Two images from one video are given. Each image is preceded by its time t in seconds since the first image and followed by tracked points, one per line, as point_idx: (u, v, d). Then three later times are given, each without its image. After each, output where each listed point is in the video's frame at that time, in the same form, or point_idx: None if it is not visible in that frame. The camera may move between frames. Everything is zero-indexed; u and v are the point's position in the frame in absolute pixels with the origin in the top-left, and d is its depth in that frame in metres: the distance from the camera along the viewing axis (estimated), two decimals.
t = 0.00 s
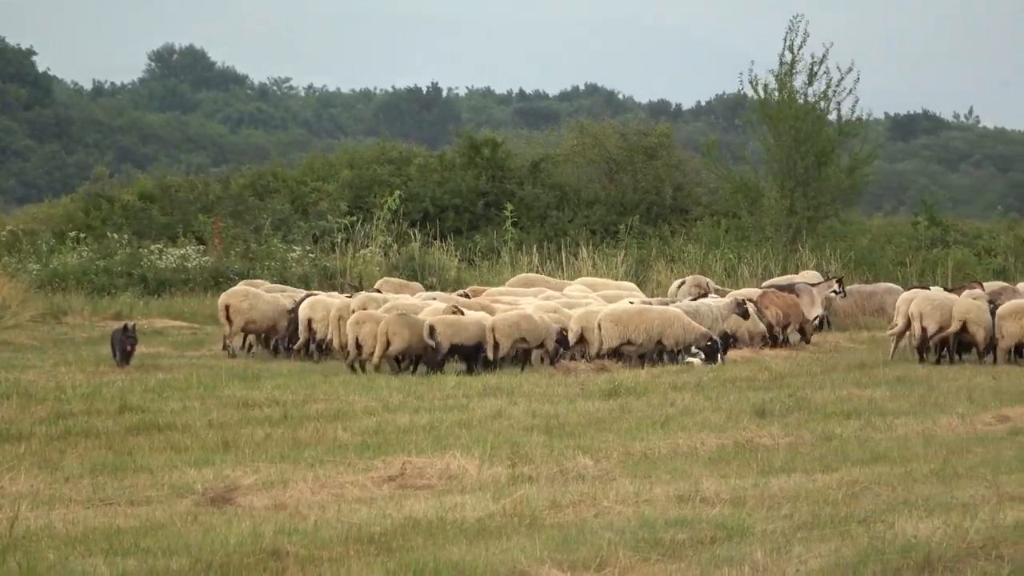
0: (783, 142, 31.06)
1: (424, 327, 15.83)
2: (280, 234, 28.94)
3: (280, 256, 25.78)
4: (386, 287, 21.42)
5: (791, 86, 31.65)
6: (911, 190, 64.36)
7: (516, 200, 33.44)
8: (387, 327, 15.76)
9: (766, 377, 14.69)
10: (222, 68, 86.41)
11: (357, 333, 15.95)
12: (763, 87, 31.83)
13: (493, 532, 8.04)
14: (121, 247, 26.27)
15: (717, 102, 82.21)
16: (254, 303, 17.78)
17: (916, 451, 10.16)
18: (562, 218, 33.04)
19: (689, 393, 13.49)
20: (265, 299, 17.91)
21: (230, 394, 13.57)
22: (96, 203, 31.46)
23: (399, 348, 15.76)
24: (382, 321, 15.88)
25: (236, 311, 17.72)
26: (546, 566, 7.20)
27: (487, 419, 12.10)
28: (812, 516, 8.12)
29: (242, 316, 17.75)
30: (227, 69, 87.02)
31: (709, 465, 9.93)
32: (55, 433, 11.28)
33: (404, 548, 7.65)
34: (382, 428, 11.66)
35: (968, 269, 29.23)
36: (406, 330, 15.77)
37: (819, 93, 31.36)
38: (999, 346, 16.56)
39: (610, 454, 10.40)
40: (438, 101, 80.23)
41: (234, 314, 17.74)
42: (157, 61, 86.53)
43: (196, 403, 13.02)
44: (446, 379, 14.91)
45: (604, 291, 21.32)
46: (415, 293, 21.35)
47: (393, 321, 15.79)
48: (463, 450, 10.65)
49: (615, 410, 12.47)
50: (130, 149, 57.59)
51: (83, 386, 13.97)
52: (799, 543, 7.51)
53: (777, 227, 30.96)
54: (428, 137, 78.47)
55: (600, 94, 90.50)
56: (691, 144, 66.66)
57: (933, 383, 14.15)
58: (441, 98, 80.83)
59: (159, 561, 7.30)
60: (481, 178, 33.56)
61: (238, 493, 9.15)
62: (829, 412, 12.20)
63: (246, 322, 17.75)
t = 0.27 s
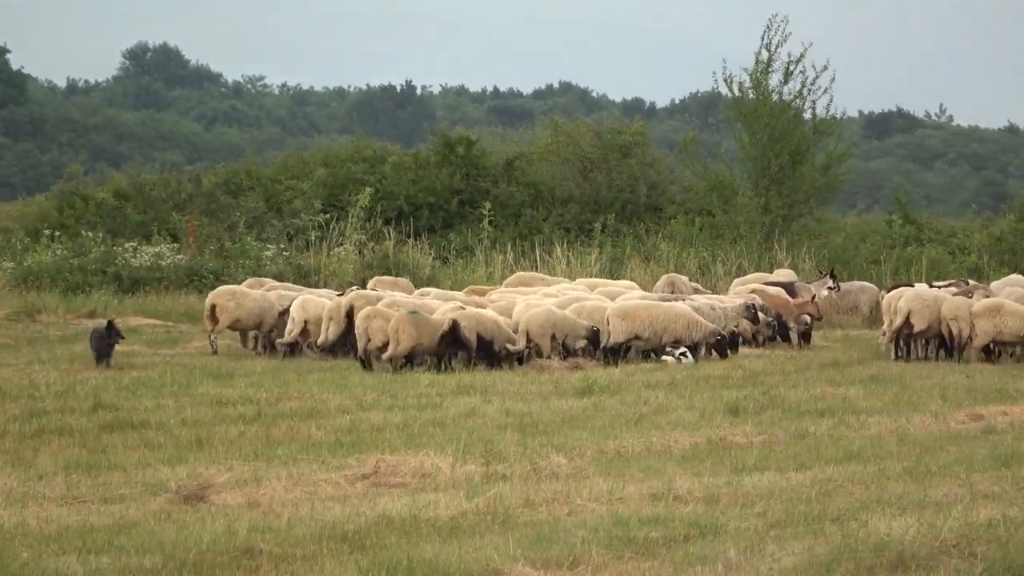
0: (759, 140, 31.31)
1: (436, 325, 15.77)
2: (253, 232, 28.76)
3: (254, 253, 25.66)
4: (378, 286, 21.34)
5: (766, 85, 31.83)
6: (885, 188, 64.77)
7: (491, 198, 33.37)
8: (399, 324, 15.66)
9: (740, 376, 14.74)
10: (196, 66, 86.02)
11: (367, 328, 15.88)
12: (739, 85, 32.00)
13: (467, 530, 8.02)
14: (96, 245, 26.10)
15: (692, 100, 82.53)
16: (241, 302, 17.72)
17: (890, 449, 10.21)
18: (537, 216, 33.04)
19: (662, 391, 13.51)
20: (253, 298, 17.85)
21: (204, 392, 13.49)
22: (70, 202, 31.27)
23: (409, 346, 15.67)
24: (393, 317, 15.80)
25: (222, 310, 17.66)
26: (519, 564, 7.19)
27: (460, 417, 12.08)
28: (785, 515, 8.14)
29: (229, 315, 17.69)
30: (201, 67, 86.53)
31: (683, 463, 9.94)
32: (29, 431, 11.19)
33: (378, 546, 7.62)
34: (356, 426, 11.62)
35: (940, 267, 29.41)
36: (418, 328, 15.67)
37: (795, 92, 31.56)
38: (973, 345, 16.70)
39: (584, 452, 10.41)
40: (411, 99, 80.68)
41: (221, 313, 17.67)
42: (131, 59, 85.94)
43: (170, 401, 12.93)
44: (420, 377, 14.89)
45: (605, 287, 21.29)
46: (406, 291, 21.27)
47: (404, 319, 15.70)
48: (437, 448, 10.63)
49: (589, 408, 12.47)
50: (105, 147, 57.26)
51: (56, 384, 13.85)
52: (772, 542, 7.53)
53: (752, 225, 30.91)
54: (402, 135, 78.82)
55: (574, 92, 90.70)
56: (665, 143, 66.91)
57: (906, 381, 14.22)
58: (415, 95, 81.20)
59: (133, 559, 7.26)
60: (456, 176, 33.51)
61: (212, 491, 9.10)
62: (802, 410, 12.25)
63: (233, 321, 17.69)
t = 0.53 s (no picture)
0: (734, 141, 31.44)
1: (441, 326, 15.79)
2: (227, 233, 28.58)
3: (228, 254, 25.49)
4: (367, 288, 21.28)
5: (741, 86, 31.92)
6: (859, 189, 65.17)
7: (465, 199, 33.34)
8: (400, 325, 15.62)
9: (714, 377, 14.78)
10: (171, 67, 85.59)
11: (370, 330, 15.82)
12: (713, 86, 32.09)
13: (441, 531, 7.99)
14: (70, 245, 25.93)
15: (666, 101, 82.84)
16: (240, 306, 17.47)
17: (864, 450, 10.25)
18: (512, 216, 33.05)
19: (637, 392, 13.53)
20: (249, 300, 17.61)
21: (178, 392, 13.41)
22: (44, 204, 31.23)
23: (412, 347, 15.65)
24: (394, 318, 15.76)
25: (222, 314, 17.35)
26: (494, 565, 7.18)
27: (435, 417, 12.06)
28: (759, 516, 8.16)
29: (229, 319, 17.40)
30: (175, 67, 86.04)
31: (658, 464, 9.96)
32: (3, 432, 11.09)
33: (353, 547, 7.59)
34: (330, 427, 11.57)
35: (913, 268, 29.60)
36: (421, 328, 15.66)
37: (769, 92, 31.67)
38: (947, 346, 16.74)
39: (558, 453, 10.41)
40: (386, 99, 80.65)
41: (221, 317, 17.37)
42: (104, 58, 85.32)
43: (144, 401, 12.85)
44: (394, 377, 14.86)
45: (604, 287, 21.30)
46: (396, 292, 21.20)
47: (405, 318, 15.68)
48: (411, 448, 10.60)
49: (563, 409, 12.48)
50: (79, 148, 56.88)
51: (29, 385, 13.75)
52: (747, 543, 7.54)
53: (727, 225, 31.01)
54: (376, 135, 78.86)
55: (547, 93, 90.85)
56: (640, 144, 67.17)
57: (880, 382, 14.29)
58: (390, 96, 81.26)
59: (107, 560, 7.23)
60: (430, 177, 33.40)
61: (186, 491, 9.05)
62: (776, 411, 12.30)
63: (233, 324, 17.43)
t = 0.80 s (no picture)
0: (708, 142, 31.55)
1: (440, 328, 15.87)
2: (201, 233, 28.40)
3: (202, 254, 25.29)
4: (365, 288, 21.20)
5: (717, 86, 31.99)
6: (834, 189, 65.49)
7: (439, 200, 33.27)
8: (400, 326, 15.69)
9: (689, 377, 14.82)
10: (144, 67, 85.11)
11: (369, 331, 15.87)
12: (689, 86, 32.15)
13: (415, 532, 7.96)
14: (42, 246, 25.73)
15: (641, 101, 83.10)
16: (227, 303, 17.40)
17: (839, 450, 10.29)
18: (486, 217, 33.05)
19: (611, 392, 13.54)
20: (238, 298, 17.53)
21: (153, 393, 13.32)
22: (16, 205, 31.08)
23: (413, 348, 15.74)
24: (395, 320, 15.82)
25: (206, 311, 17.30)
26: (468, 566, 7.15)
27: (409, 418, 12.03)
28: (733, 516, 8.18)
29: (213, 315, 17.32)
30: (149, 68, 85.55)
31: (633, 465, 9.96)
32: None
33: (326, 547, 7.55)
34: (304, 427, 11.52)
35: (886, 268, 29.76)
36: (421, 331, 15.74)
37: (744, 93, 31.71)
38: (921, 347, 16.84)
39: (533, 453, 10.40)
40: (360, 100, 79.85)
41: (204, 314, 17.31)
42: (77, 59, 84.71)
43: (118, 402, 12.76)
44: (369, 378, 14.82)
45: (606, 287, 21.26)
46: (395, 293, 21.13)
47: (405, 321, 15.76)
48: (385, 449, 10.57)
49: (538, 409, 12.47)
50: (52, 148, 56.52)
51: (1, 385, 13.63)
52: (721, 544, 7.55)
53: (702, 227, 31.09)
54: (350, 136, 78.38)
55: (523, 93, 90.86)
56: (615, 144, 67.30)
57: (854, 382, 14.35)
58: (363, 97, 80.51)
59: (80, 561, 7.18)
60: (404, 178, 33.20)
61: (160, 492, 8.98)
62: (750, 411, 12.34)
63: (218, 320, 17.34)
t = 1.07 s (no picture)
0: (682, 145, 31.61)
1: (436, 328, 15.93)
2: (174, 235, 28.18)
3: (175, 256, 25.14)
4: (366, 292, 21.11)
5: (690, 89, 32.11)
6: (807, 192, 65.76)
7: (413, 202, 33.17)
8: (397, 327, 15.75)
9: (662, 379, 14.85)
10: (118, 70, 84.62)
11: (367, 331, 15.93)
12: (663, 88, 32.29)
13: (388, 533, 7.94)
14: (13, 247, 25.51)
15: (615, 104, 83.31)
16: (213, 306, 17.52)
17: (811, 452, 10.33)
18: (459, 219, 33.00)
19: (584, 394, 13.55)
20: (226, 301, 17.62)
21: (125, 395, 13.23)
22: None
23: (412, 348, 15.84)
24: (392, 321, 15.88)
25: (192, 314, 17.43)
26: (442, 567, 7.14)
27: (382, 419, 11.99)
28: (706, 518, 8.19)
29: (198, 318, 17.43)
30: (122, 70, 85.00)
31: (606, 466, 9.97)
32: None
33: (299, 548, 7.52)
34: (277, 429, 11.46)
35: (858, 270, 29.92)
36: (418, 331, 15.81)
37: (718, 96, 31.85)
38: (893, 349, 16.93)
39: (506, 454, 10.40)
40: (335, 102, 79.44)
41: (190, 317, 17.43)
42: (49, 60, 84.09)
43: (90, 404, 12.66)
44: (342, 379, 14.77)
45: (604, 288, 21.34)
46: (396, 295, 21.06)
47: (402, 321, 15.82)
48: (359, 450, 10.54)
49: (511, 411, 12.46)
50: (24, 150, 56.09)
51: None
52: (694, 545, 7.57)
53: (675, 229, 31.25)
54: (325, 138, 78.07)
55: (497, 95, 90.83)
56: (589, 147, 67.37)
57: (827, 384, 14.42)
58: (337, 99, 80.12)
59: (53, 562, 7.13)
60: (377, 180, 33.07)
61: (133, 493, 8.91)
62: (723, 413, 12.37)
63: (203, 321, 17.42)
